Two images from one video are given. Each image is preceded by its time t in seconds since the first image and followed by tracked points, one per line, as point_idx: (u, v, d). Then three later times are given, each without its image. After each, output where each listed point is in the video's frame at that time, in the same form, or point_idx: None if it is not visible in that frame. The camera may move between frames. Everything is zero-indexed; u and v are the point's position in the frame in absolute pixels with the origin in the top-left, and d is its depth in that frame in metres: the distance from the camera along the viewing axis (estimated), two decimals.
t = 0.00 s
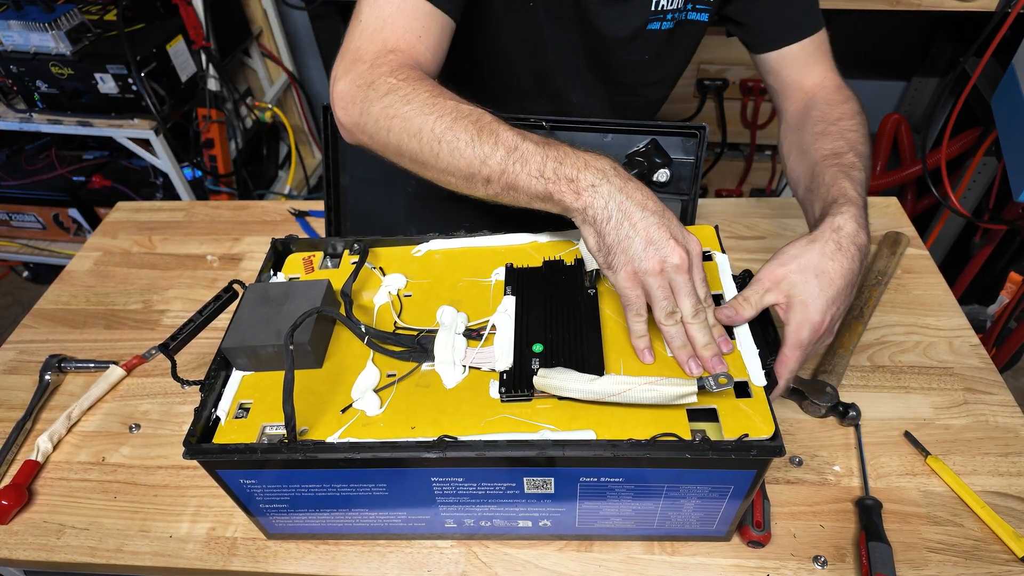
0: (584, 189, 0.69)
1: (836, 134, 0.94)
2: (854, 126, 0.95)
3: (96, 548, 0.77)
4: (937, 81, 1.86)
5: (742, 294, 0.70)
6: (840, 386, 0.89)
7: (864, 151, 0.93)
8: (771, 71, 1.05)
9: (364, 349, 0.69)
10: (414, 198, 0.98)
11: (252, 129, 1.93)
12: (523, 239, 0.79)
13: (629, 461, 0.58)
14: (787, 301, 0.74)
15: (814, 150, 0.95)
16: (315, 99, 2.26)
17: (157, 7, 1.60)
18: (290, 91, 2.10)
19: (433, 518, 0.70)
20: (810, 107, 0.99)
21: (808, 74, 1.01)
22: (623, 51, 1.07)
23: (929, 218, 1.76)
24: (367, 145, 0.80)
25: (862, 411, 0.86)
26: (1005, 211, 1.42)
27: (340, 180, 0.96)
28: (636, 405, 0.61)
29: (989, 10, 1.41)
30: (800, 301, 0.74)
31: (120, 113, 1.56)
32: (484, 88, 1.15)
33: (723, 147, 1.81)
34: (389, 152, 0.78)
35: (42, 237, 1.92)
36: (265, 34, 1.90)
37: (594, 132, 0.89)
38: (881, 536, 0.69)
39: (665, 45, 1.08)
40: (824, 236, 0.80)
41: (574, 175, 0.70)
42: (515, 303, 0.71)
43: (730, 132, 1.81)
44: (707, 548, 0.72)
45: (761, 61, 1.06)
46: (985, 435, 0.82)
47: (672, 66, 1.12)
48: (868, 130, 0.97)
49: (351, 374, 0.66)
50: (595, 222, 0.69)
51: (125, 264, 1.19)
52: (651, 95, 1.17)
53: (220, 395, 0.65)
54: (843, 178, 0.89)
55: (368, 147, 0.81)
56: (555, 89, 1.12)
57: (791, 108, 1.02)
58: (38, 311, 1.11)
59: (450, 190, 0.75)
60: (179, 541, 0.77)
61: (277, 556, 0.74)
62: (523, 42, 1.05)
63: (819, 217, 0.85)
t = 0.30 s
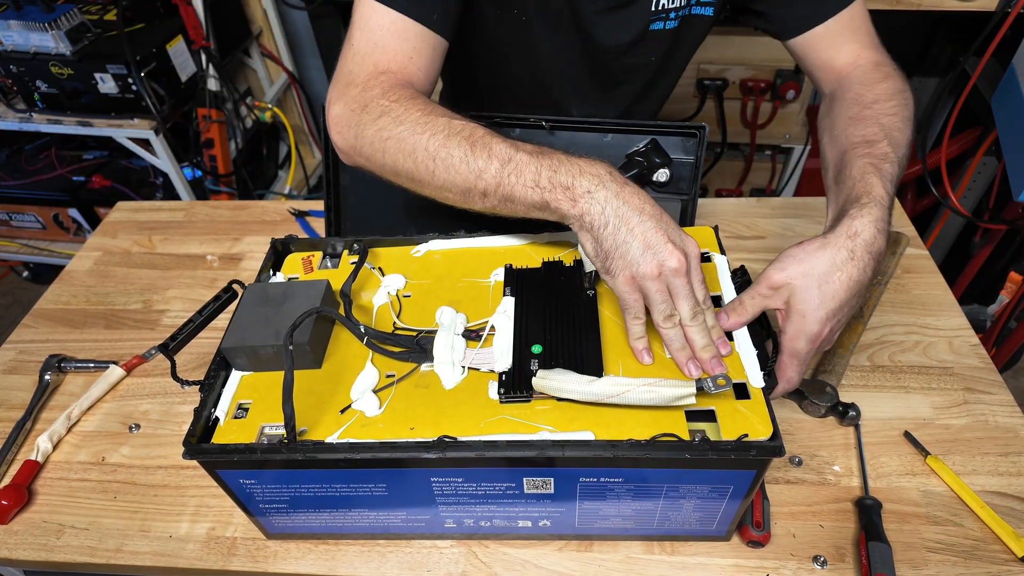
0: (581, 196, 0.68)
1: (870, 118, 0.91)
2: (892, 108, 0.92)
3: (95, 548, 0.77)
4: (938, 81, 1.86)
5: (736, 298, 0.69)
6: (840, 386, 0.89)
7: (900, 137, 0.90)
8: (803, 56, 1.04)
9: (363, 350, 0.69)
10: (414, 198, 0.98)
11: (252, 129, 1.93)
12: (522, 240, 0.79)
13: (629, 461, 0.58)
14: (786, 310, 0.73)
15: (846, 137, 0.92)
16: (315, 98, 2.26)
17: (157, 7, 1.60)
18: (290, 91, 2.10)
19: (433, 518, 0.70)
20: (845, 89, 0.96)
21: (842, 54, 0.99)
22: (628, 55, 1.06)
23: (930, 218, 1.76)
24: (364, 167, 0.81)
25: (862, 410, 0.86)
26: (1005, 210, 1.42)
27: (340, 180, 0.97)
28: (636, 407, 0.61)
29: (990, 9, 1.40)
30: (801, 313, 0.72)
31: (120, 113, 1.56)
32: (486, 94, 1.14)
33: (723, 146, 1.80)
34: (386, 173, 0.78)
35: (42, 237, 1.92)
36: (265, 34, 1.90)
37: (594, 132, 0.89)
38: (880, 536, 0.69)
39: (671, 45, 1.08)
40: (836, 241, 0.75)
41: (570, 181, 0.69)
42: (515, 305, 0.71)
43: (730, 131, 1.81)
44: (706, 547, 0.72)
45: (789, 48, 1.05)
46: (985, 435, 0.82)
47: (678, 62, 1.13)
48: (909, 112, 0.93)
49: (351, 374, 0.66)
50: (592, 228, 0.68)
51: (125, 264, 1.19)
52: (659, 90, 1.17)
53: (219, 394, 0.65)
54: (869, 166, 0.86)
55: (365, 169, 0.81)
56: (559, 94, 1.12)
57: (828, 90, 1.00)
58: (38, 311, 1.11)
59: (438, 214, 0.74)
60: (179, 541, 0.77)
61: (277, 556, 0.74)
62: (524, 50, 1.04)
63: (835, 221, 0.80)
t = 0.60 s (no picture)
0: (577, 217, 0.68)
1: (837, 98, 0.87)
2: (861, 87, 0.86)
3: (95, 548, 0.77)
4: (937, 80, 1.86)
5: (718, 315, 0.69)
6: (840, 386, 0.89)
7: (870, 117, 0.85)
8: (781, 25, 0.97)
9: (363, 353, 0.69)
10: (414, 199, 0.98)
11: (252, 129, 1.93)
12: (522, 245, 0.79)
13: (629, 462, 0.58)
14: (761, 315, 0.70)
15: (815, 119, 0.89)
16: (315, 98, 2.26)
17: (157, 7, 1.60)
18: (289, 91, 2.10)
19: (433, 519, 0.70)
20: (820, 66, 0.91)
21: (821, 25, 0.92)
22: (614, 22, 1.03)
23: (929, 218, 1.76)
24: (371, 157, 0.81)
25: (862, 411, 0.86)
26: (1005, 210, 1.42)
27: (339, 181, 0.96)
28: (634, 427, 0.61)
29: (990, 10, 1.40)
30: (773, 317, 0.70)
31: (120, 113, 1.56)
32: (476, 77, 1.12)
33: (723, 146, 1.80)
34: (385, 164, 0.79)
35: (42, 237, 1.92)
36: (265, 33, 1.90)
37: (593, 132, 0.89)
38: (880, 536, 0.69)
39: (659, 9, 1.04)
40: (788, 239, 0.73)
41: (569, 200, 0.69)
42: (515, 313, 0.71)
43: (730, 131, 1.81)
44: (707, 548, 0.72)
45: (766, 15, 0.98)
46: (985, 436, 0.82)
47: (668, 31, 1.09)
48: (884, 88, 0.87)
49: (351, 379, 0.66)
50: (586, 249, 0.68)
51: (125, 264, 1.19)
52: (649, 62, 1.13)
53: (218, 394, 0.65)
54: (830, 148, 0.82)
55: (372, 158, 0.82)
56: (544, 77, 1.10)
57: (808, 64, 0.95)
58: (38, 311, 1.11)
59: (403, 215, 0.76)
60: (179, 541, 0.77)
61: (277, 556, 0.74)
62: (508, 25, 1.02)
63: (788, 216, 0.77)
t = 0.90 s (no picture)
0: (436, 111, 0.73)
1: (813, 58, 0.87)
2: (834, 41, 0.87)
3: (95, 548, 0.77)
4: (937, 80, 1.86)
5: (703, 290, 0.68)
6: (840, 386, 0.89)
7: (835, 67, 0.84)
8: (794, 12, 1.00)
9: (364, 353, 0.69)
10: (413, 199, 0.98)
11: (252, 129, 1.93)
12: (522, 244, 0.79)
13: (629, 461, 0.58)
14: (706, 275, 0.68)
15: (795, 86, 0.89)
16: (315, 98, 2.26)
17: (157, 7, 1.60)
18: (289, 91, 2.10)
19: (433, 518, 0.70)
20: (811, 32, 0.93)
21: None
22: None
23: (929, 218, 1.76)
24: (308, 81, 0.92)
25: (862, 410, 0.86)
26: (1005, 210, 1.42)
27: (339, 181, 0.96)
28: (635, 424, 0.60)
29: (990, 9, 1.40)
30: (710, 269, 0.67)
31: (120, 113, 1.56)
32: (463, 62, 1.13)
33: (723, 146, 1.80)
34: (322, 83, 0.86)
35: (42, 237, 1.92)
36: (265, 33, 1.90)
37: (593, 132, 0.89)
38: (881, 536, 0.69)
39: None
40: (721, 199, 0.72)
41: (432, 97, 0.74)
42: (514, 312, 0.71)
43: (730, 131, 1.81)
44: (707, 547, 0.72)
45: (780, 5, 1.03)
46: (985, 435, 0.82)
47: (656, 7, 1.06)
48: (865, 38, 0.86)
49: (350, 379, 0.66)
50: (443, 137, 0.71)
51: (125, 264, 1.19)
52: (641, 40, 1.10)
53: (218, 394, 0.65)
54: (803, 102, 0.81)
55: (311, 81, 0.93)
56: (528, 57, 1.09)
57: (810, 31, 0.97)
58: (38, 311, 1.11)
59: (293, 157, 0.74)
60: (179, 541, 0.77)
61: (277, 556, 0.74)
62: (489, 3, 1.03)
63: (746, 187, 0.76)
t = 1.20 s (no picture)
0: (159, 150, 0.83)
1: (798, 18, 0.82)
2: None
3: (95, 547, 0.77)
4: (937, 79, 1.86)
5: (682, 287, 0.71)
6: (840, 385, 0.90)
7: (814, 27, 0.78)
8: None
9: (364, 353, 0.69)
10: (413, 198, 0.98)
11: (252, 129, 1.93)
12: (522, 244, 0.79)
13: (629, 461, 0.58)
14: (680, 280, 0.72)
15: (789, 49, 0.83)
16: (315, 98, 2.26)
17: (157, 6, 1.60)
18: (289, 90, 2.10)
19: (433, 517, 0.70)
20: None
21: None
22: None
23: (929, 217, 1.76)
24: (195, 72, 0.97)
25: (862, 409, 0.86)
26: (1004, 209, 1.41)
27: (339, 181, 0.96)
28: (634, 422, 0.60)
29: (991, 8, 1.40)
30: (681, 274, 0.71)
31: (119, 113, 1.56)
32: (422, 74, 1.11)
33: (723, 145, 1.80)
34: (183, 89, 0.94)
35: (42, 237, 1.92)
36: (264, 33, 1.90)
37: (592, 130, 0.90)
38: (880, 535, 0.69)
39: None
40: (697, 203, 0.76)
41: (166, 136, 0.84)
42: (514, 311, 0.71)
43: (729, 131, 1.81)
44: (707, 546, 0.72)
45: None
46: (985, 434, 0.82)
47: None
48: None
49: (350, 378, 0.66)
50: (153, 175, 0.83)
51: (125, 264, 1.19)
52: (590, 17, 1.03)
53: (218, 393, 0.65)
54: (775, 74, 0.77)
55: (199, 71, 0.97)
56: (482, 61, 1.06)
57: None
58: (38, 310, 1.11)
59: (200, 171, 0.82)
60: (179, 540, 0.77)
61: (277, 555, 0.74)
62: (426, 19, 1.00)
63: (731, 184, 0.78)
